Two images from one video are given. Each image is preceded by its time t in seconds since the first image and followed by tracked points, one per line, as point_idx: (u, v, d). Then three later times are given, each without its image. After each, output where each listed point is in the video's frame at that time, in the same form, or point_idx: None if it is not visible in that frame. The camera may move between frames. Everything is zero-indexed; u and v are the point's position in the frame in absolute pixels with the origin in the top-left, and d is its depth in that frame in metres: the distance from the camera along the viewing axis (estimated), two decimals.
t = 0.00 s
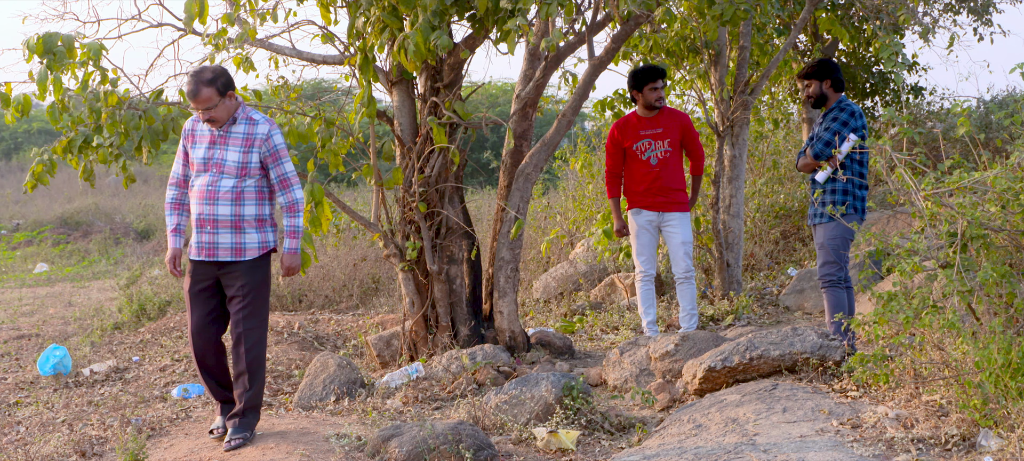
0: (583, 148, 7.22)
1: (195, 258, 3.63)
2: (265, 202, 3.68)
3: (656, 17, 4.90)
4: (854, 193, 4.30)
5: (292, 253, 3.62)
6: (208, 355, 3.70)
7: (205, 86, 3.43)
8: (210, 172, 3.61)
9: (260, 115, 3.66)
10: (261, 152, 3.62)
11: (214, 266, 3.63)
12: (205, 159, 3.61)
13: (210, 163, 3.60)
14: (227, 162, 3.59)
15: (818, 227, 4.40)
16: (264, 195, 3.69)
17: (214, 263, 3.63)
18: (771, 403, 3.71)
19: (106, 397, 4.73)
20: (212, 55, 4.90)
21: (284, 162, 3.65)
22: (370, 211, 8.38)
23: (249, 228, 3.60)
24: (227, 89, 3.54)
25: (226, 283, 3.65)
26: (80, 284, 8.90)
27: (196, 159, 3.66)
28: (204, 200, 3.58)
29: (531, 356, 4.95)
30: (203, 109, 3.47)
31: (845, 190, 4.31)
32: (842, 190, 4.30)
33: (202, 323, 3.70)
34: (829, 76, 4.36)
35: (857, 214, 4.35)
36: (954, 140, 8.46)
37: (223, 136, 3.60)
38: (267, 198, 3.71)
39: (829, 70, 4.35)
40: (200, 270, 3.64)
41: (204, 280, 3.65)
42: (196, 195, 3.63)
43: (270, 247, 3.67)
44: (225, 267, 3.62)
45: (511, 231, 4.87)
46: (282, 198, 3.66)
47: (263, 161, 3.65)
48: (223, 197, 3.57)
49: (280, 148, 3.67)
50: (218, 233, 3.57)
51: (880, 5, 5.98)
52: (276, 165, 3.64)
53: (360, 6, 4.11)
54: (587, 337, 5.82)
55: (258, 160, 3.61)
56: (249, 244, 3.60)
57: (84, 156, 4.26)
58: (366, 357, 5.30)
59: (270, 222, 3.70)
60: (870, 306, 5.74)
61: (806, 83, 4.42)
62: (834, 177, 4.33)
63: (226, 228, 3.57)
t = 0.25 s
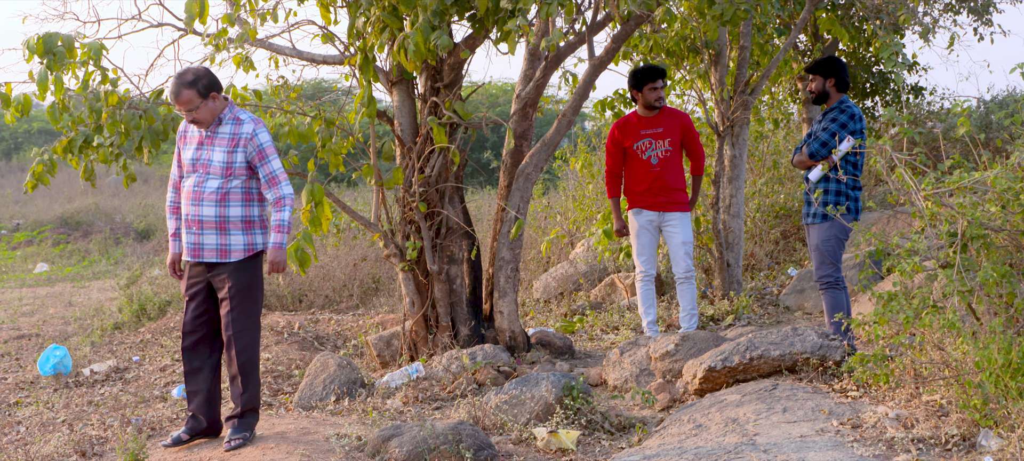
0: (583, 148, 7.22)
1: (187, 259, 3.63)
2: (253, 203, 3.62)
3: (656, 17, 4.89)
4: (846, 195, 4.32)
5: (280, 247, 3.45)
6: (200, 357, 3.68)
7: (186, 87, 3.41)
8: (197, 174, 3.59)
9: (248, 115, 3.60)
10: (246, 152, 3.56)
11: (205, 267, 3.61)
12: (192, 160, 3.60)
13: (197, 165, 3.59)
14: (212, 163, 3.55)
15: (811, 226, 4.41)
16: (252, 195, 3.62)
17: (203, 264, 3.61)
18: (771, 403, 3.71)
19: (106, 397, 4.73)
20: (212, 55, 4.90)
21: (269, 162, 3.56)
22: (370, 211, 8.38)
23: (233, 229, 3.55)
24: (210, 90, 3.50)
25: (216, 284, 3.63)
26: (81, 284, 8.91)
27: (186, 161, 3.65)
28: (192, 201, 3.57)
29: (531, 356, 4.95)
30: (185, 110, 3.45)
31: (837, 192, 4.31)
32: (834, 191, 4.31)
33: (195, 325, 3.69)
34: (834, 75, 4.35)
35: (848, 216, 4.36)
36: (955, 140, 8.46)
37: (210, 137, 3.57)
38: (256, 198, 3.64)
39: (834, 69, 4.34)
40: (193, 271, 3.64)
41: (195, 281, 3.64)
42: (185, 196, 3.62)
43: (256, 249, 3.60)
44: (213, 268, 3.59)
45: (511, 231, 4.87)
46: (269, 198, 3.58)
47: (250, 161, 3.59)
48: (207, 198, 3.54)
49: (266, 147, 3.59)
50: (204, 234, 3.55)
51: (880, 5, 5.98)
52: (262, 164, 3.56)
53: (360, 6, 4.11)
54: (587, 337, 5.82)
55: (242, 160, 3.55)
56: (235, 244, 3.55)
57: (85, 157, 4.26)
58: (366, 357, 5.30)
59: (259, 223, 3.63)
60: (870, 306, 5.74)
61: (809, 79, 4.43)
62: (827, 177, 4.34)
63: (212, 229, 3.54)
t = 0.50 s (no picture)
0: (583, 148, 7.22)
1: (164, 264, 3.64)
2: (225, 209, 3.59)
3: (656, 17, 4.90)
4: (844, 196, 4.32)
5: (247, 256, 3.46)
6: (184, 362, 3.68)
7: (157, 92, 3.43)
8: (171, 179, 3.60)
9: (222, 120, 3.58)
10: (217, 157, 3.54)
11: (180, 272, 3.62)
12: (169, 165, 3.61)
13: (172, 170, 3.60)
14: (185, 168, 3.55)
15: (809, 226, 4.42)
16: (225, 201, 3.59)
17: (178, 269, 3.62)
18: (771, 403, 3.71)
19: (106, 396, 4.74)
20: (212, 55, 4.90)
21: (238, 168, 3.52)
22: (370, 211, 8.38)
23: (204, 234, 3.54)
24: (184, 96, 3.51)
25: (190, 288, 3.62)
26: (81, 284, 8.91)
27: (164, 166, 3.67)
28: (165, 206, 3.58)
29: (531, 356, 4.95)
30: (159, 116, 3.49)
31: (836, 194, 4.32)
32: (832, 191, 4.32)
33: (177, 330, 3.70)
34: (837, 75, 4.34)
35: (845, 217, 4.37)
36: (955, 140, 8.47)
37: (184, 143, 3.58)
38: (230, 204, 3.61)
39: (839, 67, 4.32)
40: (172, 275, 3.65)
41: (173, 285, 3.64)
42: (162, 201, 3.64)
43: (228, 254, 3.57)
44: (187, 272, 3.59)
45: (511, 231, 4.87)
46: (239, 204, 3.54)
47: (221, 166, 3.56)
48: (179, 203, 3.55)
49: (237, 153, 3.55)
50: (176, 239, 3.55)
51: (880, 5, 5.98)
52: (232, 170, 3.53)
53: (360, 6, 4.11)
54: (587, 337, 5.82)
55: (212, 165, 3.53)
56: (206, 250, 3.53)
57: (85, 157, 4.26)
58: (366, 356, 5.31)
59: (231, 229, 3.59)
60: (870, 305, 5.74)
61: (813, 76, 4.42)
62: (826, 178, 4.34)
63: (183, 234, 3.54)
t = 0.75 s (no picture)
0: (583, 148, 7.23)
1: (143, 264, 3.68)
2: (199, 210, 3.60)
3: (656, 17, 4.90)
4: (846, 196, 4.34)
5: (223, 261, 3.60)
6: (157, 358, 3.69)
7: (134, 91, 3.49)
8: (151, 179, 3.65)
9: (199, 121, 3.59)
10: (190, 158, 3.56)
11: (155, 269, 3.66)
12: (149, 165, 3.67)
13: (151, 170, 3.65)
14: (161, 168, 3.60)
15: (812, 227, 4.41)
16: (199, 202, 3.61)
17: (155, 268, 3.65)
18: (772, 403, 3.71)
19: (106, 396, 4.74)
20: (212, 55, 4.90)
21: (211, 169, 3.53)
22: (370, 211, 8.39)
23: (176, 234, 3.56)
24: (161, 95, 3.55)
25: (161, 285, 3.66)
26: (81, 284, 8.91)
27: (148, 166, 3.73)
28: (144, 206, 3.63)
29: (531, 356, 4.95)
30: (136, 115, 3.54)
31: (839, 195, 4.33)
32: (834, 192, 4.33)
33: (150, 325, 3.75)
34: (836, 75, 4.34)
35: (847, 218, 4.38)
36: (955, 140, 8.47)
37: (162, 143, 3.62)
38: (205, 205, 3.62)
39: (839, 67, 4.32)
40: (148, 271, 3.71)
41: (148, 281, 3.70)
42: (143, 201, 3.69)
43: (199, 255, 3.58)
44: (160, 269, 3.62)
45: (511, 230, 4.87)
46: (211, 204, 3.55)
47: (195, 167, 3.58)
48: (154, 203, 3.59)
49: (210, 154, 3.56)
50: (151, 239, 3.58)
51: (880, 4, 5.98)
52: (205, 171, 3.55)
53: (360, 5, 4.11)
54: (587, 337, 5.82)
55: (186, 165, 3.54)
56: (178, 250, 3.55)
57: (85, 156, 4.26)
58: (366, 356, 5.31)
59: (205, 230, 3.60)
60: (870, 305, 5.74)
61: (812, 76, 4.42)
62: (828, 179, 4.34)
63: (157, 234, 3.57)
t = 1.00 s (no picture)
0: (582, 148, 7.23)
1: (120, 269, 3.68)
2: (168, 216, 3.57)
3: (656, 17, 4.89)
4: (848, 196, 4.34)
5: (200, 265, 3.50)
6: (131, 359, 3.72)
7: (112, 92, 3.51)
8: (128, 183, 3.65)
9: (171, 126, 3.57)
10: (162, 163, 3.54)
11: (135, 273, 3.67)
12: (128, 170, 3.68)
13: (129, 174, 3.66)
14: (135, 173, 3.59)
15: (814, 229, 4.41)
16: (169, 208, 3.57)
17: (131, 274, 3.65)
18: (771, 402, 3.71)
19: (106, 396, 4.75)
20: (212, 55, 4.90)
21: (179, 175, 3.51)
22: (370, 211, 8.39)
23: (145, 240, 3.53)
24: (139, 99, 3.56)
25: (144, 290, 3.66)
26: (81, 284, 8.91)
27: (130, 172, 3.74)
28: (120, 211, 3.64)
29: (531, 356, 4.95)
30: (114, 117, 3.56)
31: (843, 196, 4.33)
32: (836, 193, 4.32)
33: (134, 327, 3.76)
34: (834, 75, 4.34)
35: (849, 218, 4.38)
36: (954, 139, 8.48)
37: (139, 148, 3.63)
38: (174, 212, 3.58)
39: (837, 67, 4.32)
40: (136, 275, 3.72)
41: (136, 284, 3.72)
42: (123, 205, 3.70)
43: (165, 263, 3.54)
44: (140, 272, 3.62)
45: (511, 230, 4.87)
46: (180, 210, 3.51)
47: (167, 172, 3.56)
48: (128, 208, 3.58)
49: (181, 160, 3.53)
50: (123, 244, 3.58)
51: (880, 4, 5.98)
52: (175, 176, 3.52)
53: (359, 5, 4.11)
54: (587, 337, 5.83)
55: (156, 171, 3.53)
56: (147, 256, 3.52)
57: (85, 156, 4.26)
58: (366, 356, 5.32)
59: (172, 237, 3.56)
60: (870, 305, 5.74)
61: (810, 77, 4.41)
62: (830, 179, 4.34)
63: (128, 239, 3.56)
